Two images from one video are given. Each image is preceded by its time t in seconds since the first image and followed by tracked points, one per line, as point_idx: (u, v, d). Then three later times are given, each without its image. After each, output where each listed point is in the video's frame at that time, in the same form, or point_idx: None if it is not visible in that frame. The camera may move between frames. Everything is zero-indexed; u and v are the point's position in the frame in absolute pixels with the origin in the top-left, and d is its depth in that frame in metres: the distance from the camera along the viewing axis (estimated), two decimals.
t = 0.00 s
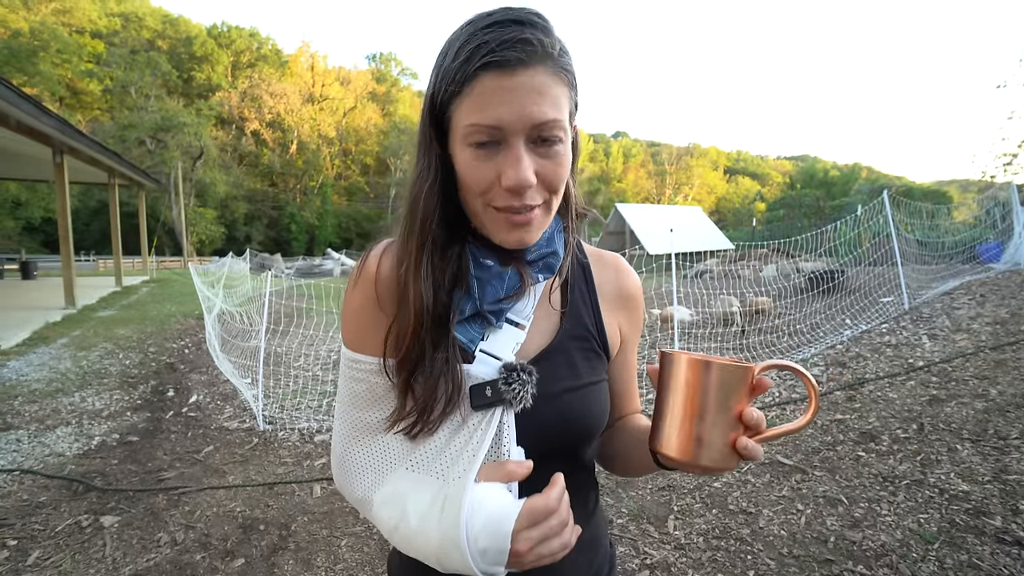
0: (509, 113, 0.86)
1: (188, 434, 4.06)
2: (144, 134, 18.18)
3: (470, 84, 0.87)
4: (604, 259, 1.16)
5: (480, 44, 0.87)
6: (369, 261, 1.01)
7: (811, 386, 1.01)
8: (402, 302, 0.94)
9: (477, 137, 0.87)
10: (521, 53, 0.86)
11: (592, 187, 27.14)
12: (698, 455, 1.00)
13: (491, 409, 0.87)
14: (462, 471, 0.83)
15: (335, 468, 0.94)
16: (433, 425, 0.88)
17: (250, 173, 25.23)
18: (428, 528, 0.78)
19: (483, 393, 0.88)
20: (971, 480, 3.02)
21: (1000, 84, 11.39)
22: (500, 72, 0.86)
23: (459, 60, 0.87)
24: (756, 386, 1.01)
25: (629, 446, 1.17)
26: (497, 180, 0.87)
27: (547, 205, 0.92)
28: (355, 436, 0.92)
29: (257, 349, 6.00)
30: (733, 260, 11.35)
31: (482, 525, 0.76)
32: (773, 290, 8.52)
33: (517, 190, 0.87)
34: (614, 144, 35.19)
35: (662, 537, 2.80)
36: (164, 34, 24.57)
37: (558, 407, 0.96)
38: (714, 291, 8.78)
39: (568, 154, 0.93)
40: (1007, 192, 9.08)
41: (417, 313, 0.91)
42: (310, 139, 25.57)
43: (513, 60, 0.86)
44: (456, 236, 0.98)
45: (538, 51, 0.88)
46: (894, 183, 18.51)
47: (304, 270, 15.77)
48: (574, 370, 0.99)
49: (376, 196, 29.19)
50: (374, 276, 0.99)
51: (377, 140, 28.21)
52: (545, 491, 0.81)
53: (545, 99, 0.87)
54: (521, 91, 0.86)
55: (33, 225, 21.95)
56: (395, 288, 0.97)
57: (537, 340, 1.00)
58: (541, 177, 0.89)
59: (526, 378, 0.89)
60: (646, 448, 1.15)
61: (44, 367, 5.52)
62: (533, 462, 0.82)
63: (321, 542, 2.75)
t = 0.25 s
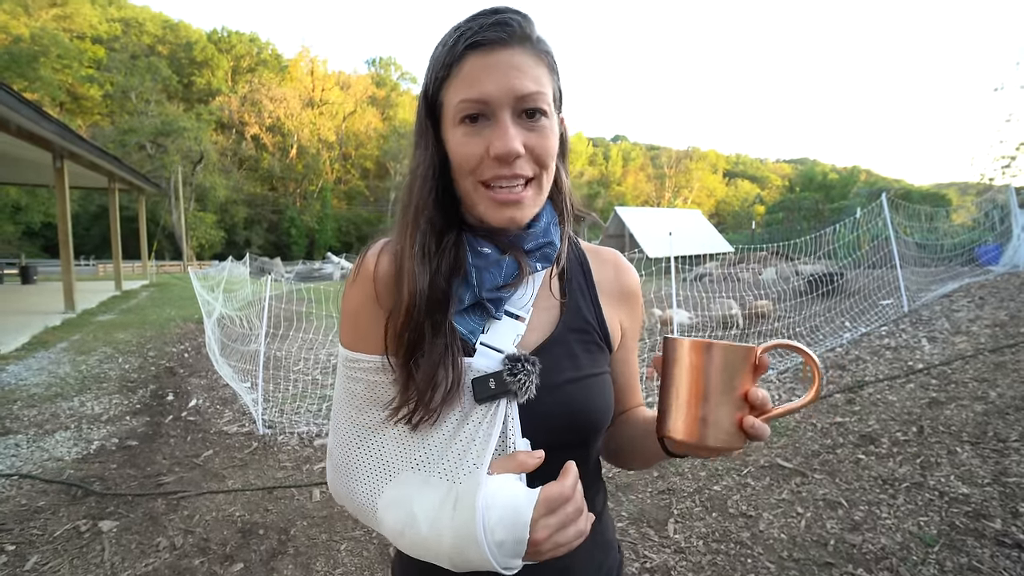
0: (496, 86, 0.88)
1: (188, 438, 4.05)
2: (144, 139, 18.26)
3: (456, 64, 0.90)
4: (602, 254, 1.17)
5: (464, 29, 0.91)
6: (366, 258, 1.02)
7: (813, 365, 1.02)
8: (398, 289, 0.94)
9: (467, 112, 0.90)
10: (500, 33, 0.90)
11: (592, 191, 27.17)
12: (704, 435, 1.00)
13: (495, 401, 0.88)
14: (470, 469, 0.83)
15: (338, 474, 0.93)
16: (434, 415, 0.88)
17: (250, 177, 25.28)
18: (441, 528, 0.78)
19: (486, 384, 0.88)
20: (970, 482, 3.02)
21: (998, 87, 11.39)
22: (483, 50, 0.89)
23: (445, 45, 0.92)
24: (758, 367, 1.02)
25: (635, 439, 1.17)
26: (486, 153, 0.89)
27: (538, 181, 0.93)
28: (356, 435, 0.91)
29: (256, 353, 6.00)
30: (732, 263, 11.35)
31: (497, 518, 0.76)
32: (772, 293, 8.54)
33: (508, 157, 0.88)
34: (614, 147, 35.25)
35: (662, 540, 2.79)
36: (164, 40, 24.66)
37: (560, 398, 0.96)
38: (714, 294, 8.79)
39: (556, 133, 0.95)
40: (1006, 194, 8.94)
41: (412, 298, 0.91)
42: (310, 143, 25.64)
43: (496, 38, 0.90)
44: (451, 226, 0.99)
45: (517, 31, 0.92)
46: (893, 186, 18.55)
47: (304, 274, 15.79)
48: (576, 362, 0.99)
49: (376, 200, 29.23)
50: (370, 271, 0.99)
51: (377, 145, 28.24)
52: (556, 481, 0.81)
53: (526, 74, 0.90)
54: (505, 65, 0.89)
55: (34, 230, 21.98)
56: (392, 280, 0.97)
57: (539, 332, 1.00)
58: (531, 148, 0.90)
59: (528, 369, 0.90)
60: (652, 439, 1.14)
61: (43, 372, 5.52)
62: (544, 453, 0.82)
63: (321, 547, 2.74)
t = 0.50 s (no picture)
0: (486, 100, 0.90)
1: (191, 442, 4.06)
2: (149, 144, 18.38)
3: (448, 80, 0.92)
4: (603, 258, 1.17)
5: (454, 47, 0.93)
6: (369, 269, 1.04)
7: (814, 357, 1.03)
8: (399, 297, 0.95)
9: (458, 126, 0.92)
10: (489, 48, 0.92)
11: (594, 195, 27.19)
12: (705, 430, 1.01)
13: (493, 405, 0.89)
14: (468, 469, 0.84)
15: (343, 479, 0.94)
16: (435, 419, 0.88)
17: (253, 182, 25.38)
18: (439, 529, 0.78)
19: (485, 388, 0.89)
20: (977, 489, 3.00)
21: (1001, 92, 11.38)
22: (473, 65, 0.92)
23: (438, 64, 0.95)
24: (757, 361, 1.03)
25: (641, 442, 1.18)
26: (479, 164, 0.90)
27: (532, 189, 0.93)
28: (359, 441, 0.92)
29: (259, 357, 6.01)
30: (735, 268, 11.34)
31: (492, 520, 0.76)
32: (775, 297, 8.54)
33: (499, 168, 0.89)
34: (616, 152, 35.31)
35: (665, 546, 2.79)
36: (169, 46, 24.84)
37: (561, 403, 0.96)
38: (716, 299, 8.79)
39: (549, 141, 0.96)
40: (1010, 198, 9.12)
41: (412, 305, 0.93)
42: (312, 148, 25.74)
43: (487, 53, 0.92)
44: (451, 235, 1.00)
45: (506, 46, 0.93)
46: (896, 190, 18.51)
47: (306, 278, 15.83)
48: (576, 366, 0.99)
49: (378, 205, 29.29)
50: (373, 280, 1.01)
51: (380, 149, 28.34)
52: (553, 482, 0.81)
53: (516, 85, 0.91)
54: (495, 79, 0.91)
55: (39, 235, 22.10)
56: (392, 289, 0.98)
57: (539, 337, 1.00)
58: (523, 157, 0.91)
59: (527, 372, 0.90)
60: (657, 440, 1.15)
61: (48, 376, 5.54)
62: (539, 456, 0.82)
63: (323, 551, 2.74)
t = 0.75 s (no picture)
0: (486, 106, 0.91)
1: (197, 445, 4.08)
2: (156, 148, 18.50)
3: (451, 86, 0.93)
4: (608, 261, 1.17)
5: (455, 53, 0.94)
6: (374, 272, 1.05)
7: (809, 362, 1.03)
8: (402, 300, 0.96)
9: (460, 132, 0.92)
10: (490, 54, 0.93)
11: (598, 198, 27.16)
12: (699, 435, 1.01)
13: (496, 407, 0.89)
14: (470, 472, 0.84)
15: (348, 481, 0.95)
16: (439, 422, 0.89)
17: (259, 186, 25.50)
18: (442, 531, 0.79)
19: (488, 392, 0.89)
20: (987, 495, 2.98)
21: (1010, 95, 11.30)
22: (475, 72, 0.92)
23: (440, 69, 0.96)
24: (752, 366, 1.03)
25: (646, 444, 1.17)
26: (480, 170, 0.91)
27: (533, 194, 0.94)
28: (363, 441, 0.92)
29: (265, 360, 6.03)
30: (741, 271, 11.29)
31: (495, 523, 0.77)
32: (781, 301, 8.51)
33: (500, 173, 0.90)
34: (620, 155, 35.30)
35: (671, 550, 2.78)
36: (177, 51, 25.02)
37: (564, 406, 0.96)
38: (721, 303, 8.77)
39: (551, 146, 0.96)
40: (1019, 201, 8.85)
41: (414, 309, 0.94)
42: (318, 152, 25.86)
43: (489, 59, 0.92)
44: (454, 240, 1.01)
45: (507, 52, 0.93)
46: (903, 193, 18.40)
47: (312, 281, 15.87)
48: (579, 369, 0.99)
49: (383, 208, 29.36)
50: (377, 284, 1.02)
51: (385, 153, 28.43)
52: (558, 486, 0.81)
53: (517, 91, 0.92)
54: (495, 85, 0.91)
55: (47, 238, 22.26)
56: (397, 293, 0.99)
57: (541, 340, 1.00)
58: (524, 161, 0.92)
59: (530, 376, 0.90)
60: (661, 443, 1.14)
61: (56, 378, 5.58)
62: (542, 461, 0.83)
63: (328, 554, 2.74)
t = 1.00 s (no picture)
0: (479, 106, 0.91)
1: (197, 444, 4.08)
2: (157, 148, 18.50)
3: (445, 85, 0.93)
4: (603, 260, 1.18)
5: (449, 52, 0.94)
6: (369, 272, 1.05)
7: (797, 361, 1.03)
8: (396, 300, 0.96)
9: (453, 131, 0.92)
10: (484, 53, 0.92)
11: (599, 198, 27.16)
12: (687, 435, 1.01)
13: (490, 407, 0.88)
14: (464, 471, 0.85)
15: (343, 478, 0.95)
16: (433, 421, 0.89)
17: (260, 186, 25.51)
18: (436, 530, 0.79)
19: (482, 391, 0.89)
20: (985, 494, 2.98)
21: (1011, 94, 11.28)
22: (468, 71, 0.92)
23: (434, 69, 0.96)
24: (739, 367, 1.03)
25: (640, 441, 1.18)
26: (474, 169, 0.91)
27: (527, 194, 0.94)
28: (358, 440, 0.93)
29: (265, 359, 6.03)
30: (741, 271, 11.29)
31: (489, 522, 0.77)
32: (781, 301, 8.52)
33: (493, 173, 0.90)
34: (621, 155, 35.31)
35: (670, 549, 2.78)
36: (178, 51, 25.05)
37: (558, 404, 0.96)
38: (721, 302, 8.77)
39: (545, 145, 0.96)
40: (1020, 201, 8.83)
41: (409, 308, 0.94)
42: (319, 152, 25.86)
43: (482, 59, 0.92)
44: (449, 239, 1.02)
45: (500, 51, 0.93)
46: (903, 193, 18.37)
47: (312, 281, 15.88)
48: (573, 369, 0.99)
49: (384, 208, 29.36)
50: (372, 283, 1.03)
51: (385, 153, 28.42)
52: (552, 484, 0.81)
53: (510, 90, 0.92)
54: (489, 85, 0.91)
55: (48, 238, 22.28)
56: (392, 292, 1.00)
57: (535, 340, 1.00)
58: (518, 162, 0.92)
59: (525, 374, 0.90)
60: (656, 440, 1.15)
61: (56, 378, 5.58)
62: (535, 460, 0.83)
63: (328, 553, 2.75)
